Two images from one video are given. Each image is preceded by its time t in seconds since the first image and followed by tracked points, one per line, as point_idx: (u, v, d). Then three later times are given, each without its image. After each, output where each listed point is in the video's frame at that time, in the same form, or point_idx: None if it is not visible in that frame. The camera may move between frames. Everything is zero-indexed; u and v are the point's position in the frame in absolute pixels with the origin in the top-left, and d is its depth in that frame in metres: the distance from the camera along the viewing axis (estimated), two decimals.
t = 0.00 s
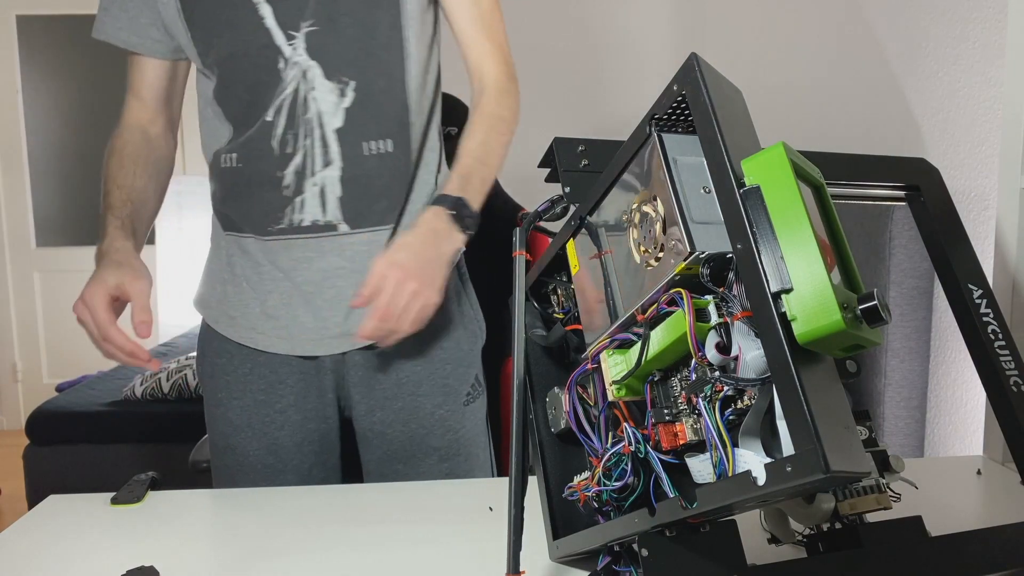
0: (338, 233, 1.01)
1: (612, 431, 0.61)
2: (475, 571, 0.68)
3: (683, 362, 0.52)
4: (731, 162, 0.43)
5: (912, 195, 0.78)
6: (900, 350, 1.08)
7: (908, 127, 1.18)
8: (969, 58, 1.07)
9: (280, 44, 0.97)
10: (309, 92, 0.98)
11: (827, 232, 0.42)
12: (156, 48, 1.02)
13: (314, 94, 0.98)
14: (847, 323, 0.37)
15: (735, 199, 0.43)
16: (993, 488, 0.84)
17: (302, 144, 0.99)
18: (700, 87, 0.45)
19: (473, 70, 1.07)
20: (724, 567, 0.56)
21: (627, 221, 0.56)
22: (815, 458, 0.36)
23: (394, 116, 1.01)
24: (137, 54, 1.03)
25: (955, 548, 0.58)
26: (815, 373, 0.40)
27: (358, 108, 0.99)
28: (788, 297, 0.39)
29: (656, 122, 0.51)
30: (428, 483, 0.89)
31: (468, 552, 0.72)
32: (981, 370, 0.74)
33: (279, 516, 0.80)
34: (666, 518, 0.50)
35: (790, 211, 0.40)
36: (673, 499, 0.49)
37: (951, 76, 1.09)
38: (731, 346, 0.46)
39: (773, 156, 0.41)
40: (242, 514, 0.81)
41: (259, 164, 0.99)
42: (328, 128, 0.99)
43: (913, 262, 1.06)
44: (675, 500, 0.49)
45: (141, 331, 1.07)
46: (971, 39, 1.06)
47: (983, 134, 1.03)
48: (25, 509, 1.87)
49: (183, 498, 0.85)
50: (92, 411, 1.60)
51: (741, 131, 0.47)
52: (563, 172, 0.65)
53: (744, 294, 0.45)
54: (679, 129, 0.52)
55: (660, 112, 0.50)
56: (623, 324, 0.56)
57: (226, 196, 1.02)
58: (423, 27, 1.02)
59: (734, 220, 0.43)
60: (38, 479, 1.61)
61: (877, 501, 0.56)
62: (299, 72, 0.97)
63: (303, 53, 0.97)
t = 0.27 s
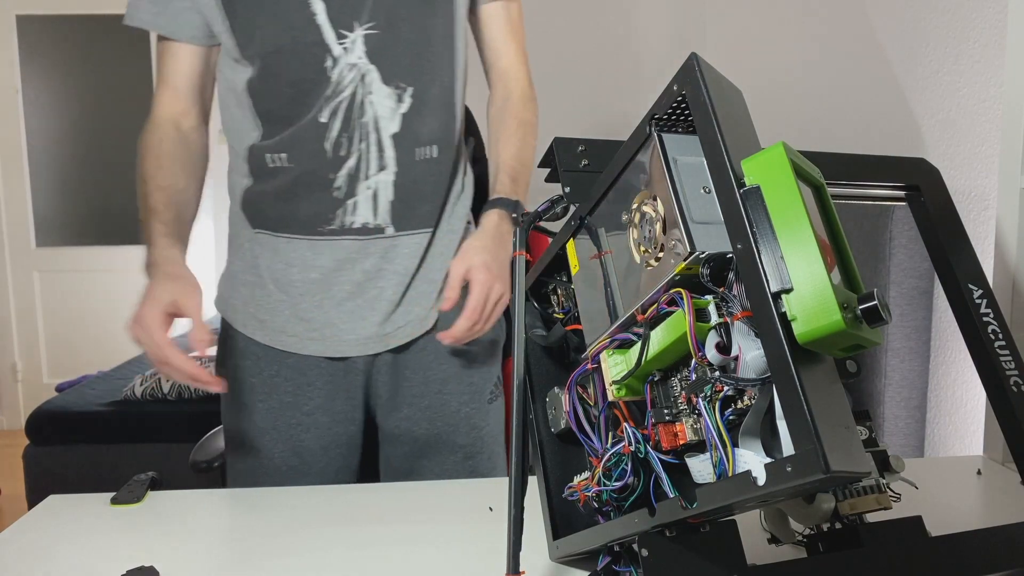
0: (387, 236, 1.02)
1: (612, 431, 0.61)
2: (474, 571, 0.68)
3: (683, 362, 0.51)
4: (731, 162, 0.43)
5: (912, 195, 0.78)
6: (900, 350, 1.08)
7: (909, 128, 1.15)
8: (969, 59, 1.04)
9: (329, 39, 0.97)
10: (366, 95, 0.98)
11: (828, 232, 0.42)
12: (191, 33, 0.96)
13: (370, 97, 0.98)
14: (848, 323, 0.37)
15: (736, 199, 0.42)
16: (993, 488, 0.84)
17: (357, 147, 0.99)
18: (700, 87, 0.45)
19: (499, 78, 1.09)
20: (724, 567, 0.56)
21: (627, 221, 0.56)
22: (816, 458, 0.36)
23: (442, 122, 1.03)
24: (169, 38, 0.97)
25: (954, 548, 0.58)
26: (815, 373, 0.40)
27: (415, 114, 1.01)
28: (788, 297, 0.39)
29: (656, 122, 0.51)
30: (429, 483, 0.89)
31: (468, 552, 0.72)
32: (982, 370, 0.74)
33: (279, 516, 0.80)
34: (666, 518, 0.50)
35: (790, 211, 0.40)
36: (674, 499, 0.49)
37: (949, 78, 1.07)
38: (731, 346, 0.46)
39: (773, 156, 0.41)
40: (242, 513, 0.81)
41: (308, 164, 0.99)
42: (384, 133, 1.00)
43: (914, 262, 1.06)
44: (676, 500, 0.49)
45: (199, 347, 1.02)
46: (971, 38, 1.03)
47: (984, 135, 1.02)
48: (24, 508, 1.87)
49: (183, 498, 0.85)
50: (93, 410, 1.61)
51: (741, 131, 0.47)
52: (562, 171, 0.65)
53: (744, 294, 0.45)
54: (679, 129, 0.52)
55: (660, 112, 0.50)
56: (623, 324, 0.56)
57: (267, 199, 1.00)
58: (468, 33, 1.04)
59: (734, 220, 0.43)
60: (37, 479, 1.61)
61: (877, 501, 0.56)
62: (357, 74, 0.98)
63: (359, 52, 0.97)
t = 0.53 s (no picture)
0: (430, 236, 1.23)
1: (612, 431, 0.61)
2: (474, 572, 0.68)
3: (683, 362, 0.51)
4: (731, 161, 0.43)
5: (912, 195, 0.78)
6: (900, 351, 1.08)
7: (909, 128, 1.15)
8: (969, 58, 1.03)
9: (381, 37, 1.18)
10: (422, 97, 1.21)
11: (828, 232, 0.42)
12: (239, 24, 1.17)
13: (426, 100, 1.21)
14: (847, 323, 0.37)
15: (735, 199, 0.42)
16: (993, 488, 0.84)
17: (411, 149, 1.21)
18: (700, 87, 0.45)
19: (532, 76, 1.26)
20: (723, 567, 0.56)
21: (627, 221, 0.56)
22: (815, 458, 0.36)
23: (483, 124, 1.23)
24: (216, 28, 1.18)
25: (954, 548, 0.58)
26: (815, 373, 0.39)
27: (463, 116, 1.22)
28: (788, 297, 0.39)
29: (656, 121, 0.51)
30: (429, 484, 0.89)
31: (468, 552, 0.72)
32: (982, 370, 0.74)
33: (280, 516, 0.80)
34: (666, 518, 0.50)
35: (789, 211, 0.40)
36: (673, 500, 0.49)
37: (949, 77, 1.07)
38: (731, 347, 0.46)
39: (773, 156, 0.41)
40: (242, 514, 0.81)
41: (362, 165, 1.20)
42: (437, 135, 1.22)
43: (913, 261, 1.06)
44: (676, 499, 0.49)
45: (335, 335, 1.23)
46: (970, 37, 1.03)
47: (984, 135, 1.01)
48: (25, 509, 1.87)
49: (183, 499, 0.85)
50: (95, 410, 1.61)
51: (742, 130, 0.46)
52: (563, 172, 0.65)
53: (744, 294, 0.45)
54: (679, 129, 0.52)
55: (660, 112, 0.50)
56: (623, 323, 0.56)
57: (320, 196, 1.20)
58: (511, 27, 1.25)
59: (734, 220, 0.43)
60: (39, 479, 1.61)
61: (877, 501, 0.55)
62: (415, 75, 1.20)
63: (415, 51, 1.20)
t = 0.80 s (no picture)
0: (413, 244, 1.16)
1: (612, 432, 0.61)
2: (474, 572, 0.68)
3: (683, 362, 0.52)
4: (731, 162, 0.43)
5: (912, 196, 0.78)
6: (900, 351, 1.08)
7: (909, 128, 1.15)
8: (969, 59, 1.03)
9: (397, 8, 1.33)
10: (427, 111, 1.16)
11: (828, 233, 0.42)
12: None
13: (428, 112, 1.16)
14: (848, 323, 0.37)
15: (735, 199, 0.43)
16: (993, 489, 0.84)
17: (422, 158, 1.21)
18: (700, 87, 0.45)
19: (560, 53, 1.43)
20: (723, 568, 0.56)
21: (627, 221, 0.56)
22: (816, 457, 0.36)
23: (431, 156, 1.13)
24: None
25: (955, 548, 0.58)
26: (816, 373, 0.40)
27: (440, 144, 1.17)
28: (788, 297, 0.40)
29: (656, 122, 0.51)
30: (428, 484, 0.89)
31: (468, 552, 0.72)
32: (982, 371, 0.74)
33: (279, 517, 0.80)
34: (666, 518, 0.50)
35: (790, 211, 0.40)
36: (673, 500, 0.49)
37: (948, 78, 1.07)
38: (731, 347, 0.46)
39: (773, 157, 0.41)
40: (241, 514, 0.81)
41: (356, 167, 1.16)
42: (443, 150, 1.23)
43: (913, 262, 1.06)
44: (676, 499, 0.49)
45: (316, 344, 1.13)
46: (970, 38, 1.03)
47: (984, 135, 1.01)
48: (25, 509, 1.87)
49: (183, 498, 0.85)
50: (96, 410, 1.62)
51: (742, 131, 0.47)
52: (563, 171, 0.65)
53: (744, 295, 0.45)
54: (679, 129, 0.52)
55: (660, 112, 0.50)
56: (623, 324, 0.56)
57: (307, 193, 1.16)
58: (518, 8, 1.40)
59: (734, 220, 0.43)
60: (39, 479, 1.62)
61: (878, 502, 0.55)
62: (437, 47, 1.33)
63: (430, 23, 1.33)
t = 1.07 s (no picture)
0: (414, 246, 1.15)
1: (612, 432, 0.61)
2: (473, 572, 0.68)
3: (683, 362, 0.51)
4: (731, 162, 0.43)
5: (912, 195, 0.78)
6: (899, 351, 1.08)
7: (909, 128, 1.15)
8: (969, 59, 1.03)
9: None
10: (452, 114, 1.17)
11: (828, 232, 0.42)
12: None
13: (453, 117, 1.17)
14: (847, 323, 0.37)
15: (735, 199, 0.43)
16: (993, 489, 0.84)
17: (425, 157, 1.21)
18: (700, 87, 0.45)
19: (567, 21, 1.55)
20: (723, 567, 0.56)
21: (627, 221, 0.56)
22: (815, 457, 0.36)
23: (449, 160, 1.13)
24: None
25: (955, 549, 0.58)
26: (816, 373, 0.40)
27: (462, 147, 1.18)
28: (788, 297, 0.40)
29: (656, 122, 0.51)
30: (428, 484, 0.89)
31: (468, 552, 0.72)
32: (982, 371, 0.74)
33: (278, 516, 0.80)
34: (666, 518, 0.50)
35: (790, 211, 0.40)
36: (673, 499, 0.49)
37: (949, 78, 1.07)
38: (731, 347, 0.46)
39: (773, 157, 0.41)
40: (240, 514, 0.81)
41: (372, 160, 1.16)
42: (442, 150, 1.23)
43: (913, 262, 1.06)
44: (676, 499, 0.49)
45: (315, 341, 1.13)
46: (970, 38, 1.03)
47: (984, 135, 1.01)
48: (24, 509, 1.87)
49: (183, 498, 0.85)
50: (96, 410, 1.63)
51: (742, 131, 0.47)
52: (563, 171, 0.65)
53: (743, 296, 0.45)
54: (679, 129, 0.52)
55: (660, 112, 0.50)
56: (623, 323, 0.56)
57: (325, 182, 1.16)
58: None
59: (734, 220, 0.43)
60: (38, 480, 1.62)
61: (878, 502, 0.55)
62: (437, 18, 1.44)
63: None
